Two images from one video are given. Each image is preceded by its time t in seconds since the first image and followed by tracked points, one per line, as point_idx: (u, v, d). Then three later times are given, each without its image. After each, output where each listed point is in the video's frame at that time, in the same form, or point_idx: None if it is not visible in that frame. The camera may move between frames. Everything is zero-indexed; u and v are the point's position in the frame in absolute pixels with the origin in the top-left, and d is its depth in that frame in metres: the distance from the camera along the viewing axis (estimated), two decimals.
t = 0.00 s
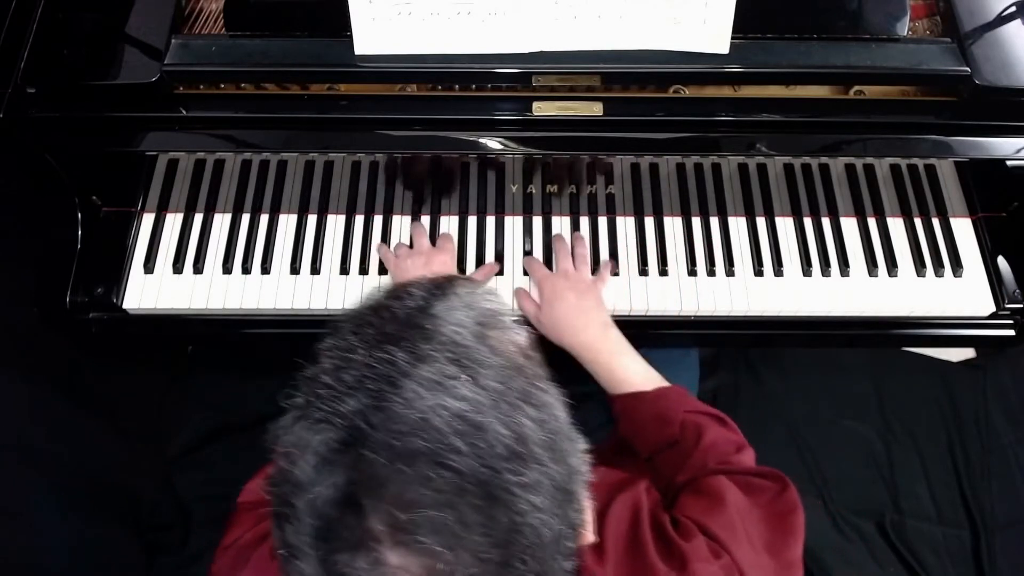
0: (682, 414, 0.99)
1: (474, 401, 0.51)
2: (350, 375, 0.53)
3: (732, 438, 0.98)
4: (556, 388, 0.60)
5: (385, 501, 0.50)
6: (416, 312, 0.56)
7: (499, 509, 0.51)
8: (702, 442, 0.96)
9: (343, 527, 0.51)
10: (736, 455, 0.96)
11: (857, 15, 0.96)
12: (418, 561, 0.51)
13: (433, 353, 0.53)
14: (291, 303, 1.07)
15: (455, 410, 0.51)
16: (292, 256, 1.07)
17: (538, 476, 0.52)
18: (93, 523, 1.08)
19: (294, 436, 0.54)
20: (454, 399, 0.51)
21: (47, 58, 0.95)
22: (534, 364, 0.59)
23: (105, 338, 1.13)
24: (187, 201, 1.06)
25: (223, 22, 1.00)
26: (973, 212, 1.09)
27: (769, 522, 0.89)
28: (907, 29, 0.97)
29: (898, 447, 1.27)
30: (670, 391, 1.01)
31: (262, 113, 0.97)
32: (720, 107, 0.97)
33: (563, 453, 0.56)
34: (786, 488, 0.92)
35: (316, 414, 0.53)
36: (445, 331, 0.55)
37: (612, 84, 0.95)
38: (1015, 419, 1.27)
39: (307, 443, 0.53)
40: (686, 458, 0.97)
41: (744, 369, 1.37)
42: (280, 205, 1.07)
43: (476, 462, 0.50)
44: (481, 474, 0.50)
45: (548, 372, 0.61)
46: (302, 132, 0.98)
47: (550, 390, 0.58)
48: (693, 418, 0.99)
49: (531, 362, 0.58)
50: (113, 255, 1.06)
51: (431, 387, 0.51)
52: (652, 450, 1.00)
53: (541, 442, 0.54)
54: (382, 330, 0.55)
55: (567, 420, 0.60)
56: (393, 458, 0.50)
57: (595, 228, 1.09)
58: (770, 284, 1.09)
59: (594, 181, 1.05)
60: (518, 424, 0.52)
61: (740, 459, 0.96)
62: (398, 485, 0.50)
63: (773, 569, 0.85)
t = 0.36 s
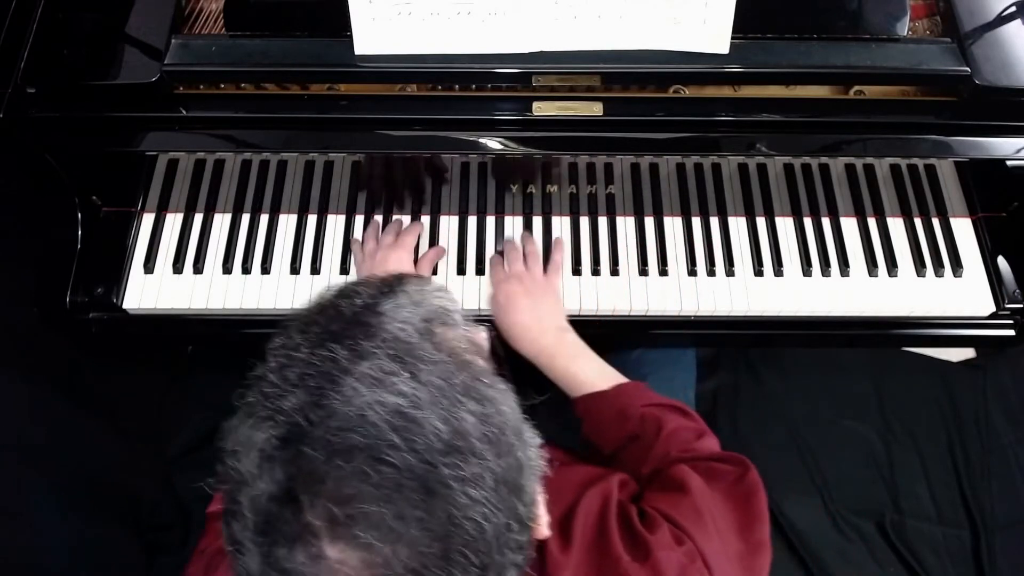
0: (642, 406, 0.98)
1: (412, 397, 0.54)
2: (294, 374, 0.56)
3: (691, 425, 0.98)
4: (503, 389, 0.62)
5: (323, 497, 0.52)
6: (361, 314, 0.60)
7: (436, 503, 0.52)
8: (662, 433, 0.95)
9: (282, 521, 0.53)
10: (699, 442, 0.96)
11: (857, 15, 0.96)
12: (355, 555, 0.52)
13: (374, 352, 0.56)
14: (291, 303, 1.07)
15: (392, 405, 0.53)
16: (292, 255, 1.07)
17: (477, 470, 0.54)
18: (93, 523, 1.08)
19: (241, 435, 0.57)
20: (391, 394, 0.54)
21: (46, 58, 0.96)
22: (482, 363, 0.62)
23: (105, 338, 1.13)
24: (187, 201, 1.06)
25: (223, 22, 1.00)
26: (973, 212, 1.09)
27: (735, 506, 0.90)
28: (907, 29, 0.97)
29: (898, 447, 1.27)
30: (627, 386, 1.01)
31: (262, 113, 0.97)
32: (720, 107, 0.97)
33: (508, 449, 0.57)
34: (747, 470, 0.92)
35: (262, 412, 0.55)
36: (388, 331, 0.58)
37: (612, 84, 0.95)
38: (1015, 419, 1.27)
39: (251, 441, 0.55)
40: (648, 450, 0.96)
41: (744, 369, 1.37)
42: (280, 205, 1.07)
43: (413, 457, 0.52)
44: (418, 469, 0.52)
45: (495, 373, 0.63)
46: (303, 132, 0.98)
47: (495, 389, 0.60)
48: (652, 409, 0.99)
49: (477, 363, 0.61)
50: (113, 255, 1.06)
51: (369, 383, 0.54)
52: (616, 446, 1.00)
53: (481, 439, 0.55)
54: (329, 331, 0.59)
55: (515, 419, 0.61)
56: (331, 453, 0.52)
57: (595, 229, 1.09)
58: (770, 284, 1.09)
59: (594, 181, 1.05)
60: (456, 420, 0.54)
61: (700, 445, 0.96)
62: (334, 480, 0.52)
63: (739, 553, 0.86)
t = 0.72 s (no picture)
0: (632, 399, 0.99)
1: (377, 377, 0.55)
2: (266, 355, 0.58)
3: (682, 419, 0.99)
4: (475, 374, 0.63)
5: (288, 475, 0.52)
6: (335, 301, 0.62)
7: (400, 482, 0.53)
8: (653, 426, 0.96)
9: (249, 498, 0.54)
10: (686, 437, 0.97)
11: (857, 15, 0.96)
12: (319, 531, 0.52)
13: (344, 335, 0.58)
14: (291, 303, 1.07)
15: (357, 384, 0.54)
16: (292, 255, 1.07)
17: (442, 451, 0.55)
18: (93, 523, 1.08)
19: (217, 414, 0.58)
20: (357, 374, 0.55)
21: (45, 57, 0.95)
22: (455, 348, 0.63)
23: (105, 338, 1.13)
24: (187, 201, 1.06)
25: (223, 22, 1.00)
26: (973, 212, 1.09)
27: (721, 499, 0.90)
28: (907, 29, 0.97)
29: (897, 446, 1.27)
30: (617, 378, 1.00)
31: (263, 113, 0.97)
32: (720, 107, 0.97)
33: (476, 432, 0.58)
34: (737, 464, 0.91)
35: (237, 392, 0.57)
36: (359, 317, 0.60)
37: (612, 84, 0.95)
38: (1014, 419, 1.27)
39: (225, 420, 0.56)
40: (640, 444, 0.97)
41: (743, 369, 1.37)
42: (280, 205, 1.07)
43: (377, 436, 0.53)
44: (381, 447, 0.53)
45: (469, 360, 0.64)
46: (303, 132, 0.98)
47: (466, 373, 0.61)
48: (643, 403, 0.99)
49: (449, 348, 0.62)
50: (113, 255, 1.06)
51: (337, 364, 0.55)
52: (606, 440, 1.01)
53: (445, 420, 0.56)
54: (303, 316, 0.61)
55: (487, 404, 0.62)
56: (297, 431, 0.53)
57: (595, 228, 1.09)
58: (770, 284, 1.09)
59: (594, 180, 1.05)
60: (421, 401, 0.55)
61: (689, 439, 0.97)
62: (299, 456, 0.52)
63: (726, 544, 0.86)
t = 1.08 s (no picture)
0: (632, 403, 0.99)
1: (386, 384, 0.54)
2: (274, 360, 0.57)
3: (682, 423, 0.99)
4: (483, 379, 0.62)
5: (296, 482, 0.52)
6: (343, 305, 0.61)
7: (409, 490, 0.52)
8: (654, 430, 0.97)
9: (258, 505, 0.53)
10: (687, 441, 0.97)
11: (857, 15, 0.96)
12: (328, 539, 0.52)
13: (352, 340, 0.57)
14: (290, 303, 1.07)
15: (366, 391, 0.54)
16: (292, 256, 1.07)
17: (451, 459, 0.54)
18: (93, 523, 1.08)
19: (224, 419, 0.58)
20: (366, 381, 0.54)
21: (45, 56, 0.95)
22: (464, 353, 0.63)
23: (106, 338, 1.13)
24: (187, 201, 1.06)
25: (223, 22, 1.00)
26: (973, 212, 1.09)
27: (723, 501, 0.90)
28: (907, 29, 0.97)
29: (897, 446, 1.27)
30: (617, 382, 1.00)
31: (263, 113, 0.97)
32: (720, 107, 0.97)
33: (483, 440, 0.58)
34: (737, 467, 0.92)
35: (245, 397, 0.57)
36: (367, 322, 0.59)
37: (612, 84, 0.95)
38: (1015, 419, 1.27)
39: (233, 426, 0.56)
40: (641, 448, 0.97)
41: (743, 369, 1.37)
42: (280, 205, 1.07)
43: (386, 444, 0.52)
44: (390, 455, 0.52)
45: (477, 365, 0.63)
46: (303, 132, 0.98)
47: (474, 379, 0.60)
48: (643, 407, 1.00)
49: (457, 352, 0.61)
50: (113, 255, 1.06)
51: (345, 371, 0.55)
52: (607, 444, 1.01)
53: (454, 428, 0.55)
54: (310, 320, 0.60)
55: (495, 410, 0.62)
56: (306, 439, 0.52)
57: (595, 228, 1.09)
58: (770, 284, 1.09)
59: (594, 180, 1.05)
60: (430, 408, 0.54)
61: (690, 443, 0.97)
62: (307, 464, 0.52)
63: (728, 546, 0.86)
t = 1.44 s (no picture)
0: (636, 409, 0.99)
1: (426, 368, 0.51)
2: (312, 337, 0.53)
3: (687, 429, 0.99)
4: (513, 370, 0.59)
5: (330, 458, 0.49)
6: (386, 281, 0.57)
7: (441, 473, 0.49)
8: (659, 436, 0.96)
9: (288, 478, 0.50)
10: (692, 447, 0.97)
11: (856, 15, 0.96)
12: (357, 516, 0.50)
13: (393, 322, 0.53)
14: (291, 303, 1.07)
15: (406, 373, 0.50)
16: (292, 255, 1.07)
17: (485, 446, 0.51)
18: (93, 523, 1.08)
19: (259, 391, 0.54)
20: (407, 364, 0.50)
21: (45, 56, 0.95)
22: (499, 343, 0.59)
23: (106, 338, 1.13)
24: (187, 202, 1.06)
25: (223, 22, 1.00)
26: (973, 212, 1.09)
27: (731, 505, 0.90)
28: (907, 29, 0.97)
29: (897, 447, 1.27)
30: (619, 391, 1.01)
31: (262, 113, 0.97)
32: (720, 107, 0.97)
33: (517, 430, 0.55)
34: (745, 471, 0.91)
35: (280, 372, 0.53)
36: (410, 304, 0.55)
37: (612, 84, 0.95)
38: (1015, 419, 1.27)
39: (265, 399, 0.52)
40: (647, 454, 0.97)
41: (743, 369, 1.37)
42: (280, 205, 1.07)
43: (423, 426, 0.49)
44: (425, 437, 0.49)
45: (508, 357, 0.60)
46: (303, 133, 0.98)
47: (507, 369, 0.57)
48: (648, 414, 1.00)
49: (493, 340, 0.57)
50: (113, 255, 1.06)
51: (385, 352, 0.51)
52: (611, 452, 1.01)
53: (490, 415, 0.52)
54: (350, 300, 0.55)
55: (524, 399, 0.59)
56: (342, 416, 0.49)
57: (595, 228, 1.09)
58: (770, 284, 1.09)
59: (594, 180, 1.05)
60: (467, 394, 0.51)
61: (696, 448, 0.97)
62: (342, 441, 0.49)
63: (739, 549, 0.86)
